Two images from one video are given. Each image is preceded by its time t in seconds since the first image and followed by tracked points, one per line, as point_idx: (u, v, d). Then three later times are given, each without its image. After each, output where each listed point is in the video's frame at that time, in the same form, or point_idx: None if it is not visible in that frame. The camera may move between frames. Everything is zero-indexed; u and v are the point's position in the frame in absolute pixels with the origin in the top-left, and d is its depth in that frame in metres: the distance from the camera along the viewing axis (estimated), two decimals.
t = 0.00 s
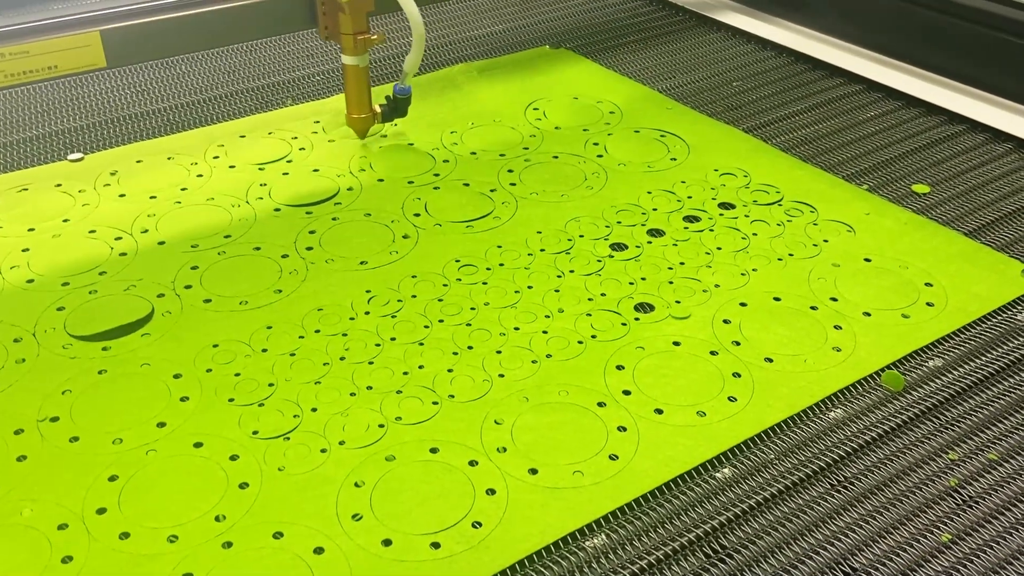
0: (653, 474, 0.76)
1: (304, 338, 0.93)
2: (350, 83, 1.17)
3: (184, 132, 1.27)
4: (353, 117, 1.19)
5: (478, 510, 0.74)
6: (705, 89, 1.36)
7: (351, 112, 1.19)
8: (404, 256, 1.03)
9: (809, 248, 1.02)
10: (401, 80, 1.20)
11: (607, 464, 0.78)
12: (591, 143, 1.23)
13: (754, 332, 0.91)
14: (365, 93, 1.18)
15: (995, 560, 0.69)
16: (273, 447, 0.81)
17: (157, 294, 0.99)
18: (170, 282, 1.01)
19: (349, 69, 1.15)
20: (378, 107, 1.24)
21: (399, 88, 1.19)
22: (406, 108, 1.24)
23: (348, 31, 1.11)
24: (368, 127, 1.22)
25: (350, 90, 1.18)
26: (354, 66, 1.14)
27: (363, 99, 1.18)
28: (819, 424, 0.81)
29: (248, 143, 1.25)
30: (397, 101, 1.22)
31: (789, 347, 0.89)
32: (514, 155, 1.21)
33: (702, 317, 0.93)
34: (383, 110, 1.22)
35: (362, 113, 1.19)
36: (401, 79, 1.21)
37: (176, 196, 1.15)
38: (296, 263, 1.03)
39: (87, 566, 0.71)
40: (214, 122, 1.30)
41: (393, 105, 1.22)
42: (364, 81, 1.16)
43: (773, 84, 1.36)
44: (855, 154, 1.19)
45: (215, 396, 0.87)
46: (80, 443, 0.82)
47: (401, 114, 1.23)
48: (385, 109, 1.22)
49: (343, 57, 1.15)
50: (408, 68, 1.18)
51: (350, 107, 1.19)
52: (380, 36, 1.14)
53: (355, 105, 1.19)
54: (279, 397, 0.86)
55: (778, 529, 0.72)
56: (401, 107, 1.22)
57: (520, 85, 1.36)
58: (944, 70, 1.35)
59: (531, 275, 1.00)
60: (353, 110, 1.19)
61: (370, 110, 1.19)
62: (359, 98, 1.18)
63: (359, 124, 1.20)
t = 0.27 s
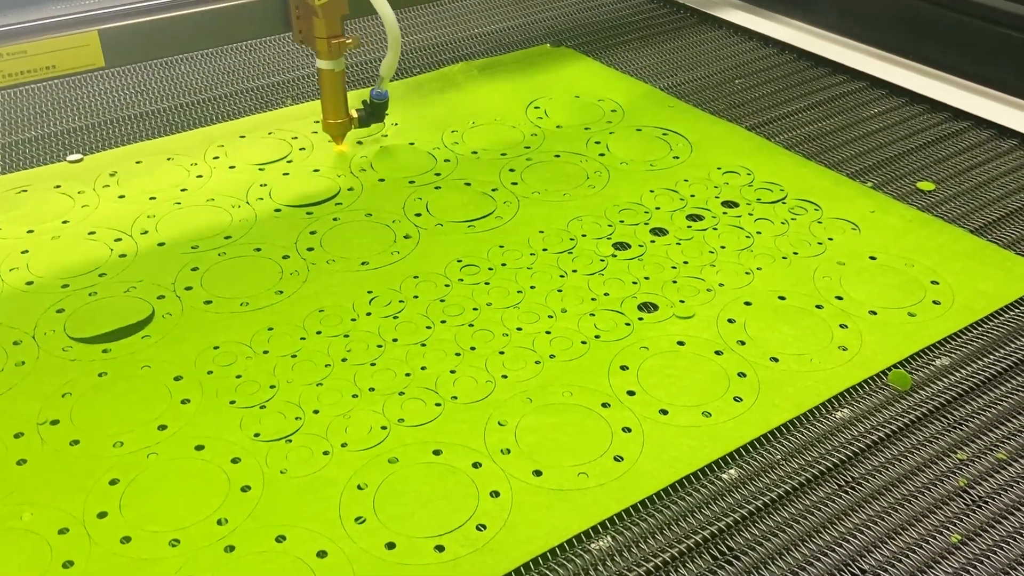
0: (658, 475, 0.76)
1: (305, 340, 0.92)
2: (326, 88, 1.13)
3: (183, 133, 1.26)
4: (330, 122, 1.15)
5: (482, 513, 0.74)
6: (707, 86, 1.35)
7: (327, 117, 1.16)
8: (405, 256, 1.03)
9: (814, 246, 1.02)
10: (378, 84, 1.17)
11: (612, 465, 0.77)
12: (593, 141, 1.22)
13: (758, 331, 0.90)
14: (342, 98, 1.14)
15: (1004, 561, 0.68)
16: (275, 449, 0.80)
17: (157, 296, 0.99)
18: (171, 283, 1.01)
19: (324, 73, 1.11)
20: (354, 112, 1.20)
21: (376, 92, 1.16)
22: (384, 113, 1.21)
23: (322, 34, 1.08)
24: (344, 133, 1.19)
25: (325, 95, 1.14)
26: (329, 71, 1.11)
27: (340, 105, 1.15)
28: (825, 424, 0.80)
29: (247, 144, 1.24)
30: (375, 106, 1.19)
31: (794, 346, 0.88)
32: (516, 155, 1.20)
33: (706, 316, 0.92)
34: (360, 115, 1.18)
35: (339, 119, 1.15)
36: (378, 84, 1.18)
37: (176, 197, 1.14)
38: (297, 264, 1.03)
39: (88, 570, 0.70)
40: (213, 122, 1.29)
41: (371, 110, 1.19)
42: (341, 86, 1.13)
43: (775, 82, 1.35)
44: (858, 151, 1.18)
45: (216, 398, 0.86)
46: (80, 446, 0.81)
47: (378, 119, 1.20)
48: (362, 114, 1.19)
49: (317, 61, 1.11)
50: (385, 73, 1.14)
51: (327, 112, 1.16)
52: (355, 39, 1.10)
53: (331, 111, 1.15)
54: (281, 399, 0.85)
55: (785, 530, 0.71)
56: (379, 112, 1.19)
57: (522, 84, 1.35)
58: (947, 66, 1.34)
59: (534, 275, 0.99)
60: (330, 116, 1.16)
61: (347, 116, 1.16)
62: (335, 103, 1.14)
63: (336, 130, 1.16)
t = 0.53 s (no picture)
0: (643, 472, 0.75)
1: (285, 338, 0.91)
2: (269, 69, 1.10)
3: (161, 128, 1.24)
4: (273, 104, 1.12)
5: (464, 513, 0.72)
6: (693, 78, 1.34)
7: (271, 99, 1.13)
8: (387, 252, 1.01)
9: (800, 239, 1.00)
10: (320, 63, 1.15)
11: (596, 463, 0.76)
12: (578, 135, 1.21)
13: (744, 325, 0.89)
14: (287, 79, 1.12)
15: (991, 556, 0.67)
16: (253, 450, 0.79)
17: (134, 295, 0.97)
18: (148, 282, 0.99)
19: (266, 54, 1.08)
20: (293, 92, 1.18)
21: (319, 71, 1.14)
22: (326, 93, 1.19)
23: (264, 14, 1.04)
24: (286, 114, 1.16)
25: (268, 76, 1.11)
26: (272, 51, 1.07)
27: (284, 85, 1.12)
28: (812, 418, 0.79)
29: (226, 139, 1.22)
30: (316, 85, 1.17)
31: (781, 340, 0.87)
32: (499, 148, 1.18)
33: (692, 311, 0.91)
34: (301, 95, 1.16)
35: (283, 99, 1.13)
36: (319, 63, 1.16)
37: (153, 194, 1.12)
38: (277, 261, 1.01)
39: None
40: (192, 118, 1.27)
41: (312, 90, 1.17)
42: (284, 66, 1.10)
43: (760, 73, 1.34)
44: (845, 143, 1.17)
45: (193, 398, 0.84)
46: (54, 449, 0.80)
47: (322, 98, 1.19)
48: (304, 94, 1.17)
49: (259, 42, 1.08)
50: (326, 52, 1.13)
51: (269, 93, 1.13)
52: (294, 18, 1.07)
53: (274, 91, 1.13)
54: (260, 398, 0.84)
55: (770, 527, 0.70)
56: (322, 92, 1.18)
57: (505, 77, 1.34)
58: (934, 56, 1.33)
59: (517, 270, 0.98)
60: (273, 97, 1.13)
61: (289, 96, 1.13)
62: (280, 84, 1.12)
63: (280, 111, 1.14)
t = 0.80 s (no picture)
0: (620, 468, 0.74)
1: (257, 339, 0.89)
2: (264, 46, 1.17)
3: (130, 127, 1.22)
4: (268, 78, 1.19)
5: (440, 513, 0.72)
6: (666, 71, 1.33)
7: (266, 74, 1.19)
8: (360, 250, 1.00)
9: (774, 231, 1.01)
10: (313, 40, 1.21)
11: (573, 460, 0.75)
12: (551, 129, 1.20)
13: (720, 319, 0.89)
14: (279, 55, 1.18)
15: (967, 547, 0.67)
16: (226, 453, 0.78)
17: (103, 297, 0.95)
18: (117, 284, 0.97)
19: (261, 31, 1.15)
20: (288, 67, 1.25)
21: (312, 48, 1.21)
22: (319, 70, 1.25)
23: None
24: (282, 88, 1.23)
25: (263, 52, 1.18)
26: (266, 28, 1.14)
27: (278, 61, 1.19)
28: (787, 411, 0.79)
29: (197, 137, 1.20)
30: (310, 62, 1.24)
31: (757, 333, 0.87)
32: (473, 144, 1.18)
33: (668, 305, 0.91)
34: (296, 72, 1.23)
35: (277, 75, 1.19)
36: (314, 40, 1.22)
37: (123, 193, 1.10)
38: (249, 261, 1.00)
39: None
40: (161, 116, 1.25)
41: (306, 66, 1.23)
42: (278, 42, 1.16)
43: (734, 65, 1.34)
44: (818, 135, 1.17)
45: (164, 401, 0.83)
46: (21, 456, 0.78)
47: (314, 75, 1.25)
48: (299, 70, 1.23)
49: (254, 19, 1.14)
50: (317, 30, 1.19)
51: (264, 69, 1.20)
52: None
53: (269, 67, 1.19)
54: (232, 401, 0.83)
55: (747, 521, 0.70)
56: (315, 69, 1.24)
57: (478, 71, 1.33)
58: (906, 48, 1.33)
59: (492, 267, 0.97)
60: (268, 72, 1.19)
61: (284, 71, 1.20)
62: (274, 61, 1.18)
63: (275, 86, 1.20)
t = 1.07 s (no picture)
0: (602, 463, 0.73)
1: (235, 337, 0.88)
2: (297, 37, 1.19)
3: (107, 125, 1.21)
4: (302, 69, 1.21)
5: (421, 510, 0.71)
6: (647, 64, 1.33)
7: (299, 65, 1.22)
8: (340, 246, 0.99)
9: (756, 223, 1.00)
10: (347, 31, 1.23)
11: (555, 455, 0.75)
12: (533, 123, 1.19)
13: (702, 311, 0.88)
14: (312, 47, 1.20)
15: (948, 536, 0.67)
16: (204, 453, 0.76)
17: (79, 297, 0.94)
18: (94, 283, 0.96)
19: (296, 22, 1.17)
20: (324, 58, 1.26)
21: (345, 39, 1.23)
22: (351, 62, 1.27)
23: None
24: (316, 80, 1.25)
25: (297, 43, 1.20)
26: (300, 19, 1.17)
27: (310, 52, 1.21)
28: (769, 403, 0.79)
29: (176, 134, 1.19)
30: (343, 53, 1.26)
31: (739, 325, 0.87)
32: (454, 138, 1.17)
33: (650, 298, 0.90)
34: (330, 63, 1.25)
35: (310, 66, 1.22)
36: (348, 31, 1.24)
37: (101, 192, 1.09)
38: (227, 258, 0.98)
39: None
40: (139, 113, 1.24)
41: (340, 58, 1.26)
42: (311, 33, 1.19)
43: (715, 57, 1.34)
44: (799, 127, 1.17)
45: (141, 401, 0.82)
46: None
47: (347, 67, 1.27)
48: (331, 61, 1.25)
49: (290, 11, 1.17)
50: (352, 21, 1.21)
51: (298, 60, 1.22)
52: None
53: (303, 58, 1.22)
54: (210, 400, 0.81)
55: (729, 514, 0.70)
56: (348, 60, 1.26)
57: (459, 65, 1.32)
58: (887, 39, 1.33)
59: (473, 262, 0.96)
60: (302, 63, 1.22)
61: (317, 63, 1.22)
62: (306, 52, 1.20)
63: (308, 77, 1.23)
